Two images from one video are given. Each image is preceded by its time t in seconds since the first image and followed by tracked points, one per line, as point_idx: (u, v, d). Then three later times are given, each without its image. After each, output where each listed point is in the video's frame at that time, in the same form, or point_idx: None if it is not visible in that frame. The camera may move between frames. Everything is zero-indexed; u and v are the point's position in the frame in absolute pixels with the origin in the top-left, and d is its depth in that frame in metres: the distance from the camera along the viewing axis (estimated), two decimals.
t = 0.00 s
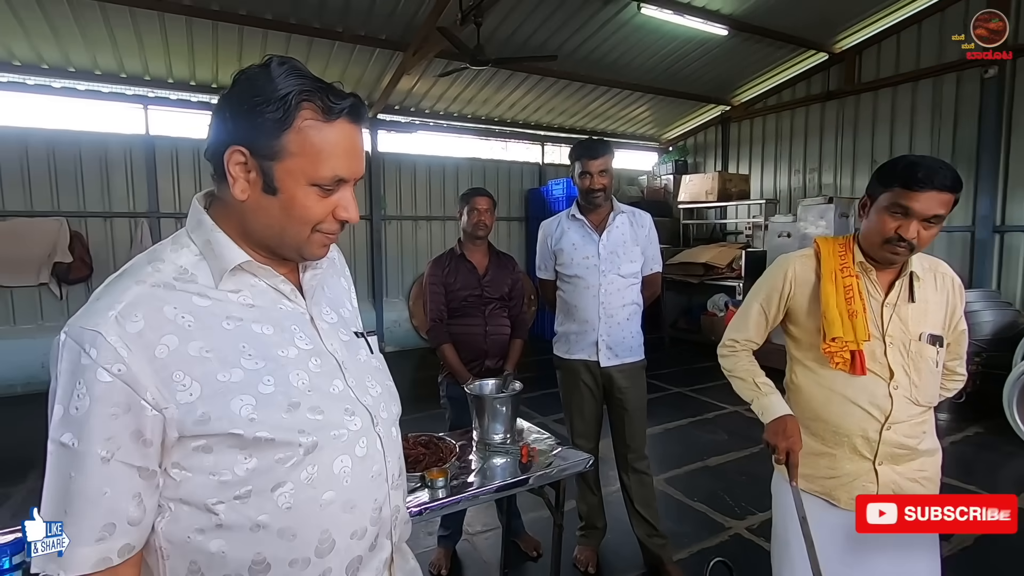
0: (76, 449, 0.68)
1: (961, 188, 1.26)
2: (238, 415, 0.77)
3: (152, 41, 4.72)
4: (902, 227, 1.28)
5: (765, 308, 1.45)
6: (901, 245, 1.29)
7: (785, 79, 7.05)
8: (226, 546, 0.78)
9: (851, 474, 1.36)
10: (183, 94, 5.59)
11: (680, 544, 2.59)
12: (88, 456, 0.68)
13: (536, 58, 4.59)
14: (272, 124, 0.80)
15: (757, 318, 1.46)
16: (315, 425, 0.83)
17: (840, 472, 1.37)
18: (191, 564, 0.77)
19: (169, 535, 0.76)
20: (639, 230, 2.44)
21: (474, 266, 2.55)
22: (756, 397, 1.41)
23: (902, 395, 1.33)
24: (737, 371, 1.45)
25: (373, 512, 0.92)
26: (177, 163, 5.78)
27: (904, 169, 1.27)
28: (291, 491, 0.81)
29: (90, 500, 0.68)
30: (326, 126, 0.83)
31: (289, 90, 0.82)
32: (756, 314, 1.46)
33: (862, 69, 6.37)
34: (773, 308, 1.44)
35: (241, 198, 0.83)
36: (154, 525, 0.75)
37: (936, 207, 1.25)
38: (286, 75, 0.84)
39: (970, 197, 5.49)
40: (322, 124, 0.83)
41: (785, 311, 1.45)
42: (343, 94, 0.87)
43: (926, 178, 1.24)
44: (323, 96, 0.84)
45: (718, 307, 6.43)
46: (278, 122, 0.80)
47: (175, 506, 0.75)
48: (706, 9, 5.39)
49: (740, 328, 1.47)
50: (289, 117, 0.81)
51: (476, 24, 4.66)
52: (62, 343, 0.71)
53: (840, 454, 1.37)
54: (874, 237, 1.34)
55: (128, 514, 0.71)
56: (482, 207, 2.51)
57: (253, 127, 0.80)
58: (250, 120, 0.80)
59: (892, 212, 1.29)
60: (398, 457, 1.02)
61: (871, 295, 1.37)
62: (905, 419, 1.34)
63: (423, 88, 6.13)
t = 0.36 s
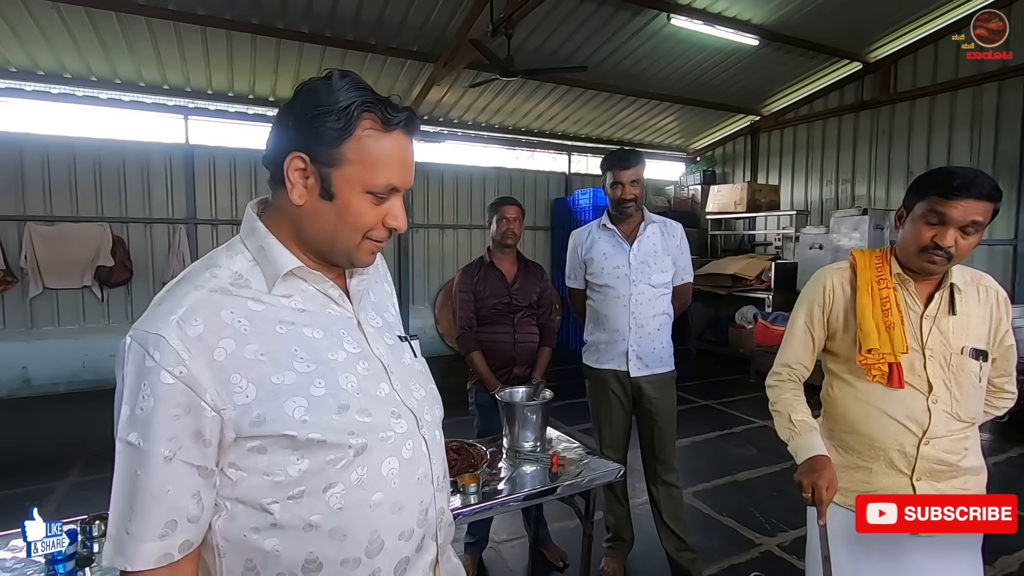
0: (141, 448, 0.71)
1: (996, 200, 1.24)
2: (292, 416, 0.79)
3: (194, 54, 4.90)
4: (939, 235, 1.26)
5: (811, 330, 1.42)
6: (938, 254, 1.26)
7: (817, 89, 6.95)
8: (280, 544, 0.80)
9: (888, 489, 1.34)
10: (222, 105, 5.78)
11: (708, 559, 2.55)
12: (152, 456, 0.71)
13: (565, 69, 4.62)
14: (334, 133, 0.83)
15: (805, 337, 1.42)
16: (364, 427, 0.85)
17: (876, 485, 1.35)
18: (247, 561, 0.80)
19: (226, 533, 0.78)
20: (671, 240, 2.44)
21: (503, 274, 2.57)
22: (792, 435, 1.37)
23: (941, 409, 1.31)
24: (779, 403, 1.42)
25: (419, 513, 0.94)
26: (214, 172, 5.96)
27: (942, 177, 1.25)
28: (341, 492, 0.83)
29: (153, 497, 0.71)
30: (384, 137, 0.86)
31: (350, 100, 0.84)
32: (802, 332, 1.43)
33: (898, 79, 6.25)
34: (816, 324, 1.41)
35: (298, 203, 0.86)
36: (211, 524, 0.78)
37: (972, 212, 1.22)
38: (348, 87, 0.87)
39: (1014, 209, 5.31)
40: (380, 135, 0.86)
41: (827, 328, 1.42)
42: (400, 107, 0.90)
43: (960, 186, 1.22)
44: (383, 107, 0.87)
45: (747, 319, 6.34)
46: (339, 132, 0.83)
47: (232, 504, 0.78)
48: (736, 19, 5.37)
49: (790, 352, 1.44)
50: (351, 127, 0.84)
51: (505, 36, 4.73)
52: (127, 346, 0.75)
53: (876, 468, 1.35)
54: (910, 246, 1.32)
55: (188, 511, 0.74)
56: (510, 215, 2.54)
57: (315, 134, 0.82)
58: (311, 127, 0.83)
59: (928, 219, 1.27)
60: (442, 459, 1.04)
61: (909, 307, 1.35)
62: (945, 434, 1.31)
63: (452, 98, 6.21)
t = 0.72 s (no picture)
0: (201, 443, 0.72)
1: None
2: (343, 413, 0.80)
3: (220, 59, 4.99)
4: (970, 261, 1.23)
5: (825, 335, 1.40)
6: (967, 280, 1.25)
7: (840, 94, 6.86)
8: (328, 539, 0.81)
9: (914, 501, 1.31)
10: (246, 109, 5.89)
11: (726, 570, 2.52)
12: (211, 449, 0.72)
13: (586, 74, 4.62)
14: (385, 138, 0.85)
15: (817, 342, 1.41)
16: (408, 424, 0.86)
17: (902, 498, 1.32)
18: (295, 557, 0.81)
19: (275, 529, 0.79)
20: (692, 246, 2.42)
21: (520, 278, 2.57)
22: (810, 432, 1.36)
23: (975, 422, 1.28)
24: (793, 402, 1.40)
25: (459, 510, 0.95)
26: (237, 175, 6.05)
27: (979, 204, 1.19)
28: (389, 487, 0.84)
29: (210, 490, 0.73)
30: (432, 143, 0.89)
31: (399, 107, 0.86)
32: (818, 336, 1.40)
33: (924, 84, 6.14)
34: (836, 332, 1.39)
35: (347, 205, 0.88)
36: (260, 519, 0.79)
37: (1007, 246, 1.19)
38: (399, 94, 0.89)
39: None
40: (428, 141, 0.88)
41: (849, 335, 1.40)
42: (447, 115, 0.92)
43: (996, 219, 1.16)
44: (431, 116, 0.89)
45: (766, 326, 6.26)
46: (391, 137, 0.85)
47: (281, 500, 0.79)
48: (758, 23, 5.32)
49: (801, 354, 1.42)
50: (401, 132, 0.86)
51: (526, 41, 4.74)
52: (187, 342, 0.76)
53: (908, 481, 1.31)
54: (939, 265, 1.29)
55: (243, 505, 0.75)
56: (527, 220, 2.53)
57: (366, 138, 0.84)
58: (362, 132, 0.85)
59: (959, 246, 1.24)
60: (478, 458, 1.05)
61: (937, 319, 1.32)
62: (978, 446, 1.28)
63: (472, 103, 6.24)
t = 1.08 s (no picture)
0: (230, 430, 0.71)
1: (1015, 227, 1.19)
2: (367, 402, 0.80)
3: (217, 55, 4.97)
4: (950, 262, 1.23)
5: (814, 340, 1.40)
6: (947, 281, 1.25)
7: (838, 97, 6.86)
8: (352, 527, 0.80)
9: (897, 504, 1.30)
10: (243, 106, 5.87)
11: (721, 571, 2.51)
12: (240, 436, 0.71)
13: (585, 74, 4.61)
14: (410, 139, 0.85)
15: (805, 345, 1.41)
16: (427, 415, 0.86)
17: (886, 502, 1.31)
18: (317, 546, 0.79)
19: (298, 518, 0.78)
20: (688, 247, 2.41)
21: (511, 279, 2.56)
22: (792, 444, 1.37)
23: (956, 425, 1.29)
24: (779, 410, 1.41)
25: (475, 499, 0.96)
26: (234, 172, 6.03)
27: (958, 208, 1.19)
28: (410, 476, 0.84)
29: (238, 477, 0.71)
30: (455, 146, 0.89)
31: (423, 110, 0.87)
32: (805, 341, 1.41)
33: (922, 88, 6.15)
34: (821, 334, 1.39)
35: (371, 202, 0.88)
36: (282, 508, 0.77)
37: (986, 248, 1.19)
38: (425, 99, 0.90)
39: None
40: (453, 143, 0.89)
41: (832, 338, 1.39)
42: (470, 121, 0.94)
43: (976, 222, 1.16)
44: (457, 120, 0.91)
45: (763, 328, 6.27)
46: (418, 138, 0.86)
47: (304, 489, 0.78)
48: (757, 25, 5.32)
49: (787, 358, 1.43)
50: (428, 135, 0.87)
51: (525, 40, 4.74)
52: (216, 333, 0.75)
53: (889, 484, 1.31)
54: (920, 266, 1.29)
55: (268, 493, 0.73)
56: (517, 220, 2.53)
57: (393, 137, 0.85)
58: (389, 133, 0.85)
59: (939, 247, 1.24)
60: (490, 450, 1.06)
61: (918, 322, 1.33)
62: (958, 449, 1.29)
63: (470, 102, 6.23)
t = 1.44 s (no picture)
0: (265, 398, 0.70)
1: (970, 223, 1.20)
2: (392, 375, 0.80)
3: (200, 51, 4.90)
4: (908, 259, 1.24)
5: (789, 343, 1.41)
6: (906, 278, 1.26)
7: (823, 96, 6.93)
8: (379, 500, 0.80)
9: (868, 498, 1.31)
10: (227, 103, 5.80)
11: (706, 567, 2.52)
12: (276, 403, 0.71)
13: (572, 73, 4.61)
14: (425, 133, 0.86)
15: (783, 351, 1.42)
16: (446, 392, 0.87)
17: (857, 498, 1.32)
18: (345, 519, 0.79)
19: (326, 491, 0.77)
20: (670, 244, 2.42)
21: (495, 276, 2.56)
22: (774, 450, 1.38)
23: (918, 418, 1.30)
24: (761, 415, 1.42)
25: (491, 476, 0.97)
26: (218, 169, 5.95)
27: (915, 205, 1.21)
28: (433, 451, 0.84)
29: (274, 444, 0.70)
30: (464, 139, 0.91)
31: (437, 105, 0.88)
32: (779, 343, 1.42)
33: (905, 88, 6.22)
34: (794, 333, 1.40)
35: (387, 192, 0.88)
36: (310, 479, 0.76)
37: (942, 245, 1.20)
38: (431, 93, 0.90)
39: (1018, 220, 5.29)
40: (462, 138, 0.90)
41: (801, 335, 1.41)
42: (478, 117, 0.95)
43: (932, 218, 1.18)
44: (466, 115, 0.91)
45: (749, 326, 6.32)
46: (431, 132, 0.86)
47: (331, 462, 0.77)
48: (743, 25, 5.35)
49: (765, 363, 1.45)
50: (440, 129, 0.87)
51: (511, 38, 4.72)
52: (250, 305, 0.75)
53: (857, 477, 1.32)
54: (880, 263, 1.30)
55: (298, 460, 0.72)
56: (502, 218, 2.50)
57: (407, 131, 0.86)
58: (402, 127, 0.86)
59: (898, 245, 1.25)
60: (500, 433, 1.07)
61: (880, 317, 1.33)
62: (922, 441, 1.30)
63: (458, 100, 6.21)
